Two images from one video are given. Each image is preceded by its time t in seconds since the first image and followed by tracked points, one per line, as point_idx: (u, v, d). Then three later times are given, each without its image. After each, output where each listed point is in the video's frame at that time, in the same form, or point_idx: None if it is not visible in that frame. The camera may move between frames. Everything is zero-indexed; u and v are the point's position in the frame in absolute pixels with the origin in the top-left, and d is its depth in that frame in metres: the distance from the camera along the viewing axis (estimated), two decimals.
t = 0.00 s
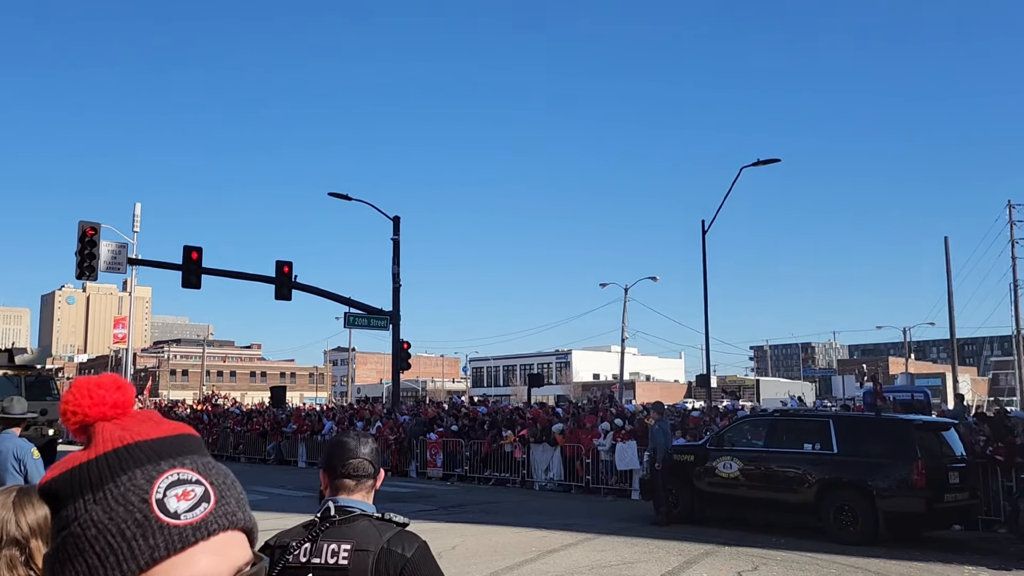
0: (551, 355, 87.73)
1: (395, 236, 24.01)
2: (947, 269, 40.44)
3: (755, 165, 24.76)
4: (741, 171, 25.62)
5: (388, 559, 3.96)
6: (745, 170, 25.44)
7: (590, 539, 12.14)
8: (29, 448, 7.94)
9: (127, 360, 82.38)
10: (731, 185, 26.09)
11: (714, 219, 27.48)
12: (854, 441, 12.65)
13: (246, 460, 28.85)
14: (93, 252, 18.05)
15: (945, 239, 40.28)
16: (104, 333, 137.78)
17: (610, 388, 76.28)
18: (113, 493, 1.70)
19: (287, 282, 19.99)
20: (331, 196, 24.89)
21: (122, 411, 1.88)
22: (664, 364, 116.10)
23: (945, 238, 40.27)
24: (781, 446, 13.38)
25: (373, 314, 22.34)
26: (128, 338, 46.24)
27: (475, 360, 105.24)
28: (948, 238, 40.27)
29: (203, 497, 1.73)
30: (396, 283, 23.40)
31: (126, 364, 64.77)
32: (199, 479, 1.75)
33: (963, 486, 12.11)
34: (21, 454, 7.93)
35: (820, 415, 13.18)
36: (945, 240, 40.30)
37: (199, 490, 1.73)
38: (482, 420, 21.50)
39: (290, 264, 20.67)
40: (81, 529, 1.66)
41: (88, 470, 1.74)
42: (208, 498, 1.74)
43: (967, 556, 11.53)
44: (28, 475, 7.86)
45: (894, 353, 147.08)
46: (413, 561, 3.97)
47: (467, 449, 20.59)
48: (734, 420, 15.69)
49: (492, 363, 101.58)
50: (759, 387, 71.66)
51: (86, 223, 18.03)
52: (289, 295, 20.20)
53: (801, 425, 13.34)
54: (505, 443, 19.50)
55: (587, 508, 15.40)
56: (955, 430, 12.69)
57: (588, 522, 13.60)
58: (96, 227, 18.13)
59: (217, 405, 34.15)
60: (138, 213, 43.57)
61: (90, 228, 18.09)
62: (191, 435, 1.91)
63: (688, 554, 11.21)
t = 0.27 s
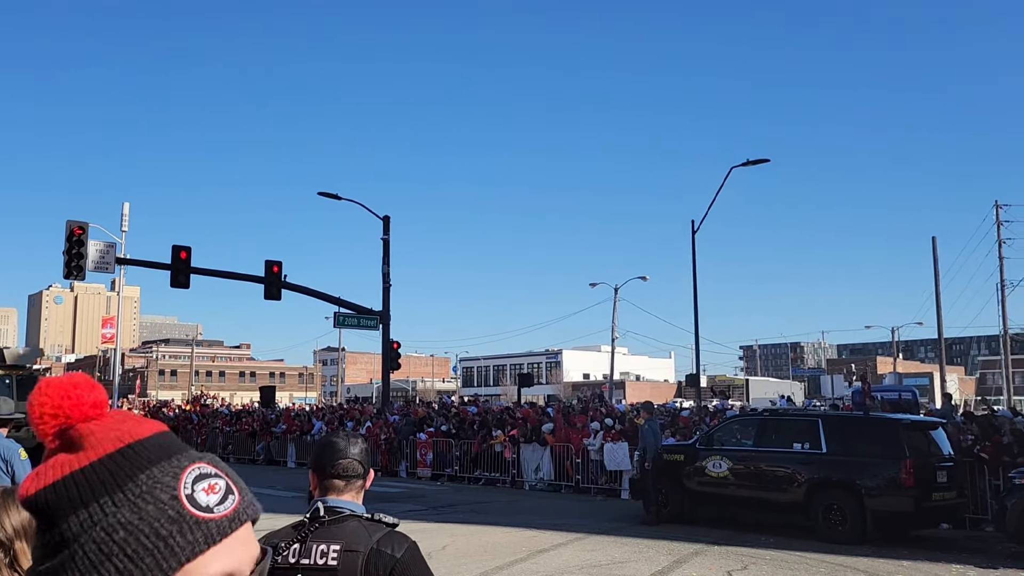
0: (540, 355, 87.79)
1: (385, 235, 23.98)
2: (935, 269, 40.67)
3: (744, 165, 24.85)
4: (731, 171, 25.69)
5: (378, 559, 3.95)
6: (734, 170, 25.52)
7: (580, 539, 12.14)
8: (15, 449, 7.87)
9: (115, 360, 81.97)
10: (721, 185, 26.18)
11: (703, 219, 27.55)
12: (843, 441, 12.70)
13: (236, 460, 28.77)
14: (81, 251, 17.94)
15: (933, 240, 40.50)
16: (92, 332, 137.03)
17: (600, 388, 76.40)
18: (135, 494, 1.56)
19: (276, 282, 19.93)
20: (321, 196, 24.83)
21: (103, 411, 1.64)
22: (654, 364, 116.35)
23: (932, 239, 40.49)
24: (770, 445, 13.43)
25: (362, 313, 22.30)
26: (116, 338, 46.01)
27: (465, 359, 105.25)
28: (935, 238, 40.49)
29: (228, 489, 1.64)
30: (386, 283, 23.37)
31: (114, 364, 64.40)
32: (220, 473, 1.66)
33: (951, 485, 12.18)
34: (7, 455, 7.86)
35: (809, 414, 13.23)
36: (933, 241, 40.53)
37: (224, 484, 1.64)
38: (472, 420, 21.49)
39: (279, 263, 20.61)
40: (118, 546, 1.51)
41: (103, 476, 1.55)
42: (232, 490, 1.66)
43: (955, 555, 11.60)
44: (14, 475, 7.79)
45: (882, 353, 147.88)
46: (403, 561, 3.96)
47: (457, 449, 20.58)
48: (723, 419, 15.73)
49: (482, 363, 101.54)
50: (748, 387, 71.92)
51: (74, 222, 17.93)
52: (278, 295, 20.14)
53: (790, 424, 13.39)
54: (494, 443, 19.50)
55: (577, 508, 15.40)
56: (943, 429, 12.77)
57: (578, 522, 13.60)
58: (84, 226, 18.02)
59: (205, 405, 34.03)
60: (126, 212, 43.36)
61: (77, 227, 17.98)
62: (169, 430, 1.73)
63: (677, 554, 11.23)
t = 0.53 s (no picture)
0: (533, 355, 87.73)
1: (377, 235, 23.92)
2: (926, 268, 40.81)
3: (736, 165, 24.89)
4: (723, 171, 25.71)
5: (369, 561, 3.93)
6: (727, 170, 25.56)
7: (572, 538, 12.16)
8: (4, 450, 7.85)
9: (106, 360, 81.54)
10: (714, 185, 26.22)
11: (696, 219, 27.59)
12: (835, 440, 12.73)
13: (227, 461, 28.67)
14: (71, 251, 17.84)
15: (924, 240, 40.60)
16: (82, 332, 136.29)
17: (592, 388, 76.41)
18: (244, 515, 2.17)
19: (268, 281, 19.85)
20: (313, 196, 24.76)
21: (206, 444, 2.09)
22: (646, 364, 116.44)
23: (924, 239, 40.58)
24: (762, 445, 13.45)
25: (355, 313, 22.26)
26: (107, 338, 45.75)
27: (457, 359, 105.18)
28: (926, 239, 40.58)
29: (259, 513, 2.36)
30: (378, 282, 23.32)
31: (104, 365, 64.03)
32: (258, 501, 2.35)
33: (942, 484, 12.24)
34: None
35: (801, 414, 13.25)
36: (924, 241, 40.63)
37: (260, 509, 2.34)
38: (464, 420, 21.47)
39: (271, 263, 20.55)
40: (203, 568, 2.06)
41: (193, 532, 2.04)
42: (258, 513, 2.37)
43: (945, 553, 11.66)
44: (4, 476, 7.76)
45: (874, 352, 148.35)
46: (394, 562, 3.95)
47: (449, 449, 20.57)
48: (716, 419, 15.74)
49: (475, 363, 101.42)
50: (740, 386, 71.99)
51: (64, 222, 17.83)
52: (270, 294, 20.08)
53: (782, 423, 13.41)
54: (487, 443, 19.48)
55: (569, 508, 15.42)
56: (934, 428, 12.82)
57: (571, 522, 13.62)
58: (74, 226, 17.92)
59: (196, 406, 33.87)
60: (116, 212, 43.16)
61: (68, 227, 17.88)
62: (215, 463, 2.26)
63: (670, 553, 11.25)
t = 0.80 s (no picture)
0: (526, 355, 87.76)
1: (370, 235, 23.90)
2: (918, 268, 40.93)
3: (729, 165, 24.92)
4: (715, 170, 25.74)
5: (359, 560, 3.93)
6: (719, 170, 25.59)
7: (565, 538, 12.17)
8: None
9: (98, 361, 81.29)
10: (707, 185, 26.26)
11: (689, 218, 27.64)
12: (826, 439, 12.78)
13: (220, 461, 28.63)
14: (63, 251, 17.80)
15: (916, 240, 40.74)
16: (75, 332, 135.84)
17: (586, 387, 76.48)
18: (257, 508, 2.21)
19: (260, 281, 19.83)
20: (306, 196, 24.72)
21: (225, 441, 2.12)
22: (640, 363, 116.47)
23: (916, 239, 40.71)
24: (754, 444, 13.49)
25: (348, 313, 22.24)
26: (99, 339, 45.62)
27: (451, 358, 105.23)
28: (918, 239, 40.72)
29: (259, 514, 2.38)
30: (371, 282, 23.30)
31: (97, 365, 63.86)
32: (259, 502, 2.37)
33: (932, 483, 12.29)
34: None
35: (792, 413, 13.29)
36: (916, 241, 40.77)
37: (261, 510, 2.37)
38: (458, 420, 21.47)
39: (264, 263, 20.52)
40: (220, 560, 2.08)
41: (214, 521, 2.05)
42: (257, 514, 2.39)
43: (937, 552, 11.70)
44: None
45: (867, 352, 148.73)
46: (384, 560, 3.94)
47: (442, 449, 20.57)
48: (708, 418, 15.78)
49: (469, 363, 101.37)
50: (733, 386, 72.10)
51: (56, 222, 17.80)
52: (263, 294, 20.06)
53: (774, 422, 13.44)
54: (480, 443, 19.49)
55: (563, 507, 15.45)
56: (925, 427, 12.87)
57: (564, 521, 13.64)
58: (66, 225, 17.89)
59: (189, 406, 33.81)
60: (108, 212, 43.06)
61: (60, 226, 17.85)
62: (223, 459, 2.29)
63: (662, 552, 11.26)
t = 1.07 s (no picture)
0: (521, 354, 87.72)
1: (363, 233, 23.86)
2: (910, 266, 41.04)
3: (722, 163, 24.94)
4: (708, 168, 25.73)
5: (349, 559, 3.91)
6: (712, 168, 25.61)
7: (559, 536, 12.17)
8: None
9: (92, 361, 81.00)
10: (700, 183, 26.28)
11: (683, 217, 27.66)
12: (819, 437, 12.80)
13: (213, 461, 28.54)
14: (55, 250, 17.74)
15: (909, 238, 40.83)
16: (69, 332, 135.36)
17: (581, 386, 76.51)
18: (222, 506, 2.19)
19: (253, 280, 19.77)
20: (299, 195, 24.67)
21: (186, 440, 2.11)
22: (635, 362, 116.52)
23: (908, 237, 40.80)
24: (747, 442, 13.51)
25: (341, 312, 22.20)
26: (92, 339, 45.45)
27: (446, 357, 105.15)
28: (911, 236, 40.80)
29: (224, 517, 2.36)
30: (364, 281, 23.26)
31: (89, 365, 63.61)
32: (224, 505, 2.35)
33: (925, 480, 12.32)
34: None
35: (785, 410, 13.30)
36: (909, 239, 40.86)
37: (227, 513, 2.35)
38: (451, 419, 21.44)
39: (257, 261, 20.47)
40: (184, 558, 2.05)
41: (176, 517, 2.03)
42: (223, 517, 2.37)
43: (929, 549, 11.73)
44: None
45: (861, 350, 149.04)
46: (375, 559, 3.92)
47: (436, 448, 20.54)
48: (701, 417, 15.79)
49: (463, 362, 101.34)
50: (727, 385, 72.21)
51: (48, 221, 17.73)
52: (256, 293, 20.00)
53: (767, 420, 13.45)
54: (474, 441, 19.47)
55: (556, 505, 15.44)
56: (918, 425, 12.90)
57: (558, 519, 13.63)
58: (58, 224, 17.84)
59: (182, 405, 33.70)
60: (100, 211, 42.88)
61: (51, 226, 17.80)
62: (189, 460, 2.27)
63: (655, 550, 11.26)
